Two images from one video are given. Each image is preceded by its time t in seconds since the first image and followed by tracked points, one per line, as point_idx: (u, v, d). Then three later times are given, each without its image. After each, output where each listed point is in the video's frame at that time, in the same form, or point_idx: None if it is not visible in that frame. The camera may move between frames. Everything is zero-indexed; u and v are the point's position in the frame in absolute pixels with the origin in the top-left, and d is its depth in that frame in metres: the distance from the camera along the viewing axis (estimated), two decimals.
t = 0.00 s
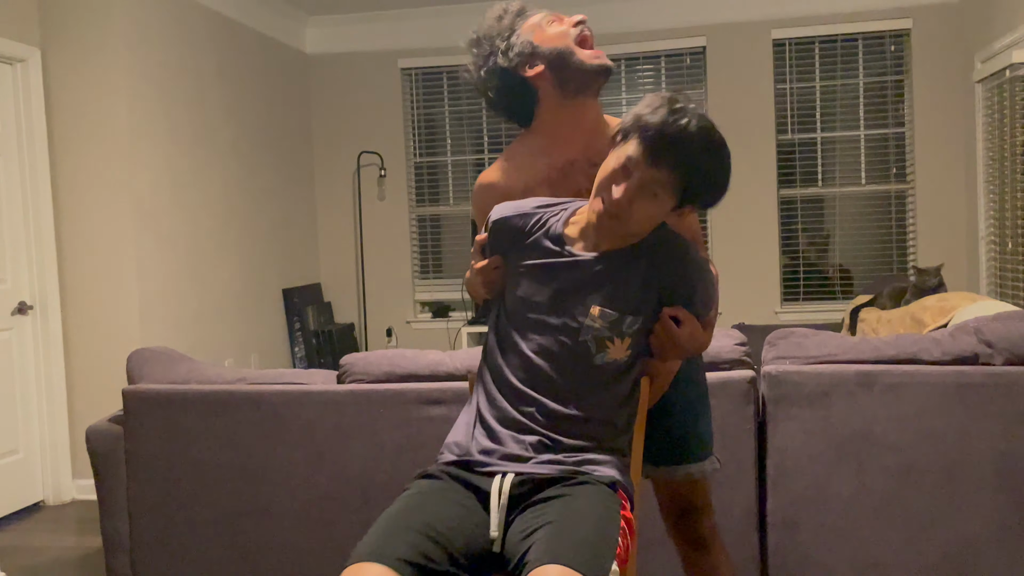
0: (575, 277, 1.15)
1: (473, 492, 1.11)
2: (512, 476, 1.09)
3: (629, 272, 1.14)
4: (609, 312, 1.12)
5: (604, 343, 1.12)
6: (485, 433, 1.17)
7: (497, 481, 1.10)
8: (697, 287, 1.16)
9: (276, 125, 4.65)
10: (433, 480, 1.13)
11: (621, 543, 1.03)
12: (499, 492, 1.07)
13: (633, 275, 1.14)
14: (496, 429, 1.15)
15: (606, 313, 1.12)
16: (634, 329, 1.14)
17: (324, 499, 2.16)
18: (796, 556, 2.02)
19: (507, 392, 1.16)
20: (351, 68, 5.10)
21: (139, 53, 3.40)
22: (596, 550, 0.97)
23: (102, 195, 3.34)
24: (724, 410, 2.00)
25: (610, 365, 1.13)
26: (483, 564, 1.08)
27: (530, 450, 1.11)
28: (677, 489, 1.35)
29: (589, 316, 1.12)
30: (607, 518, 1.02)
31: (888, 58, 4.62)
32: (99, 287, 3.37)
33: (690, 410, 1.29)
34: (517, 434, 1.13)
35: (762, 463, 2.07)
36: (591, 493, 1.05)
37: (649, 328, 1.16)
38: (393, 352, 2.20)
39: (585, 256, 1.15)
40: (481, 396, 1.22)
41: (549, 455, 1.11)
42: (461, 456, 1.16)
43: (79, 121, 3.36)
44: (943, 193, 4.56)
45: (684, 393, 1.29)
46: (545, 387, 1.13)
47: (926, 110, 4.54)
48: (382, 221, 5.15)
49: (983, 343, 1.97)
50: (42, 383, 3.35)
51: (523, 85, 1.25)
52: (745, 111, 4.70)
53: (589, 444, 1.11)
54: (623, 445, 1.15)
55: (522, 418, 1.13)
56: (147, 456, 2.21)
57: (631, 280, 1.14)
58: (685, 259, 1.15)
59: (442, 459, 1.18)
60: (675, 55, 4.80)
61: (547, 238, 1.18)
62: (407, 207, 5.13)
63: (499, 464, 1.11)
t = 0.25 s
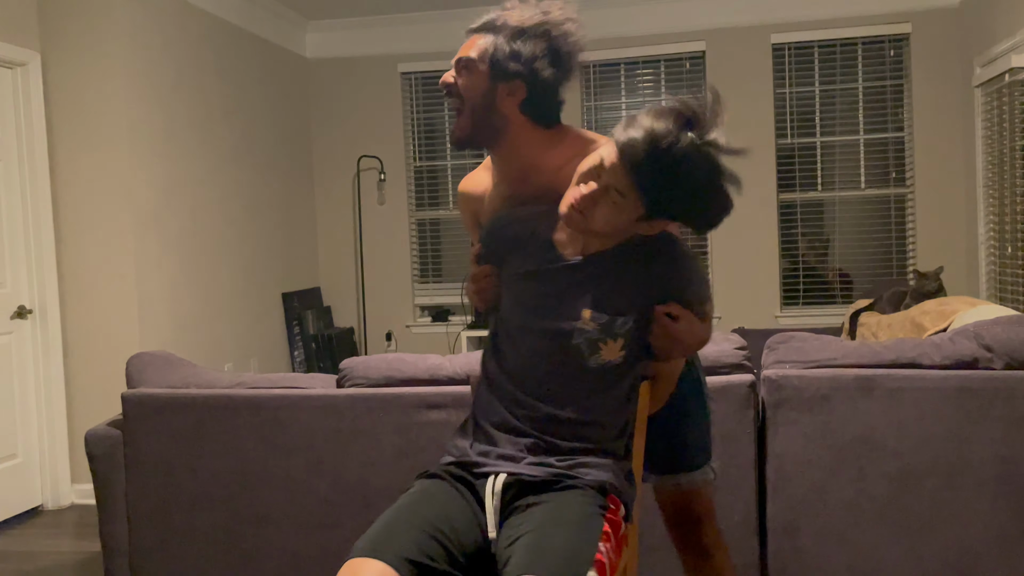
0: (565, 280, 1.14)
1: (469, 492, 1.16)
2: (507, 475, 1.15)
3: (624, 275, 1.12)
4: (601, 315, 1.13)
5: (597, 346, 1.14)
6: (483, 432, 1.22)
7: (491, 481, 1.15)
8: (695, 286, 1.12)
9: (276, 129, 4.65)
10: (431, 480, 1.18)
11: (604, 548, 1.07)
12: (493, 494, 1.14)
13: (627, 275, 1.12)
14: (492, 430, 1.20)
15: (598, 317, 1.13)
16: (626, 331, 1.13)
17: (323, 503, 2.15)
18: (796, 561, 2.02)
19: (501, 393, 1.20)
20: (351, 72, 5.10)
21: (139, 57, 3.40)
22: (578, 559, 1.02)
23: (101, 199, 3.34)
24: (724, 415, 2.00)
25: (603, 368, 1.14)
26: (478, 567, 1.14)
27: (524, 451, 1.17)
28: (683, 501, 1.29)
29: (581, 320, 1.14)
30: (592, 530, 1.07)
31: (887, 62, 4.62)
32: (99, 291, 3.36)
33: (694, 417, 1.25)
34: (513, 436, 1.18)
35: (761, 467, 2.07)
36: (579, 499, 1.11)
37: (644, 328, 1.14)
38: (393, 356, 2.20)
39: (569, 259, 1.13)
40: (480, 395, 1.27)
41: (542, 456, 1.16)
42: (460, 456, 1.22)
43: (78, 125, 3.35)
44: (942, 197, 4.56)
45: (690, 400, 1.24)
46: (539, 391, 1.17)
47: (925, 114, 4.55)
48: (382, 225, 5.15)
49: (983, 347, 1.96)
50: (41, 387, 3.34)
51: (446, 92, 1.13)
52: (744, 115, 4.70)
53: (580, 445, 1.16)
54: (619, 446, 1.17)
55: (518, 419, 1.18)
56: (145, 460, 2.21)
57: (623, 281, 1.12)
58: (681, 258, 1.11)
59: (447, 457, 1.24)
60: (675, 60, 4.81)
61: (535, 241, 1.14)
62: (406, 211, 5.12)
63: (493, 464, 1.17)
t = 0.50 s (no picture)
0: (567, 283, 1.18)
1: (467, 497, 1.16)
2: (506, 479, 1.14)
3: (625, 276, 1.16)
4: (604, 316, 1.16)
5: (598, 346, 1.16)
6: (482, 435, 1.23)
7: (491, 485, 1.15)
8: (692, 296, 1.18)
9: (275, 132, 4.65)
10: (428, 487, 1.18)
11: (607, 545, 1.07)
12: (492, 500, 1.13)
13: (631, 281, 1.16)
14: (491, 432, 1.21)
15: (602, 318, 1.16)
16: (628, 334, 1.17)
17: (322, 507, 2.15)
18: (795, 565, 2.02)
19: (501, 394, 1.21)
20: (350, 76, 5.11)
21: (138, 61, 3.40)
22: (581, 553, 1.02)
23: (100, 203, 3.34)
24: (723, 419, 2.00)
25: (605, 368, 1.17)
26: (476, 571, 1.13)
27: (524, 455, 1.17)
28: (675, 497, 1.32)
29: (584, 320, 1.17)
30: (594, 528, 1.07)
31: (886, 66, 4.62)
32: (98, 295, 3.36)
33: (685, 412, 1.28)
34: (514, 438, 1.19)
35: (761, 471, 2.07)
36: (582, 497, 1.10)
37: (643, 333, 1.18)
38: (392, 360, 2.19)
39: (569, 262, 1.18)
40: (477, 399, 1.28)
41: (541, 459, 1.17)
42: (459, 460, 1.22)
43: (78, 130, 3.36)
44: (942, 201, 4.56)
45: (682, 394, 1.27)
46: (540, 392, 1.18)
47: (924, 118, 4.56)
48: (381, 229, 5.15)
49: (982, 350, 1.96)
50: (40, 392, 3.34)
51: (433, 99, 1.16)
52: (744, 119, 4.70)
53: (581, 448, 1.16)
54: (618, 451, 1.18)
55: (519, 421, 1.19)
56: (144, 464, 2.20)
57: (624, 288, 1.16)
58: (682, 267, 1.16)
59: (444, 462, 1.24)
60: (674, 64, 4.82)
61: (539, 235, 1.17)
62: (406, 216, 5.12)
63: (493, 467, 1.17)
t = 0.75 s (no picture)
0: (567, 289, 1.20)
1: (470, 495, 1.18)
2: (508, 479, 1.17)
3: (622, 290, 1.18)
4: (603, 322, 1.18)
5: (599, 352, 1.18)
6: (481, 441, 1.25)
7: (494, 486, 1.17)
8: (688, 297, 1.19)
9: (274, 135, 4.66)
10: (433, 483, 1.19)
11: (604, 541, 1.06)
12: (496, 499, 1.16)
13: (630, 287, 1.18)
14: (492, 436, 1.23)
15: (601, 323, 1.18)
16: (626, 340, 1.19)
17: (321, 510, 2.15)
18: (795, 568, 2.01)
19: (500, 399, 1.23)
20: (350, 79, 5.11)
21: (136, 64, 3.40)
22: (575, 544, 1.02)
23: (99, 206, 3.34)
24: (723, 422, 2.00)
25: (604, 373, 1.18)
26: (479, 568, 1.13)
27: (526, 458, 1.20)
28: (670, 502, 1.31)
29: (585, 326, 1.18)
30: (590, 522, 1.07)
31: (885, 70, 4.63)
32: (97, 297, 3.36)
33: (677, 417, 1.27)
34: (516, 443, 1.21)
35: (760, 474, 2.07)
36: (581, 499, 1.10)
37: (640, 337, 1.20)
38: (391, 363, 2.19)
39: (569, 269, 1.19)
40: (479, 403, 1.30)
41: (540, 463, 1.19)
42: (459, 463, 1.23)
43: (78, 132, 3.36)
44: (940, 204, 4.57)
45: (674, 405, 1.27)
46: (541, 396, 1.20)
47: (923, 121, 4.56)
48: (380, 232, 5.15)
49: (981, 353, 1.96)
50: (38, 395, 3.34)
51: (454, 85, 1.17)
52: (743, 121, 4.71)
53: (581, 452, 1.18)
54: (616, 453, 1.20)
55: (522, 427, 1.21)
56: (143, 467, 2.20)
57: (623, 292, 1.18)
58: (681, 276, 1.18)
59: (443, 466, 1.25)
60: (673, 67, 4.82)
61: (540, 244, 1.19)
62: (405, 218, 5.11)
63: (492, 470, 1.19)
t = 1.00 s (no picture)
0: (563, 290, 1.19)
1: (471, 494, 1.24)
2: (507, 481, 1.22)
3: (621, 296, 1.18)
4: (602, 320, 1.18)
5: (597, 349, 1.19)
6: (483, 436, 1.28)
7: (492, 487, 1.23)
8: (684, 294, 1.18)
9: (275, 137, 4.66)
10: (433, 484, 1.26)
11: (597, 541, 1.12)
12: (494, 496, 1.22)
13: (626, 285, 1.17)
14: (493, 431, 1.26)
15: (598, 321, 1.18)
16: (623, 338, 1.19)
17: (321, 512, 2.15)
18: (796, 570, 2.01)
19: (501, 393, 1.24)
20: (350, 81, 5.11)
21: (136, 66, 3.40)
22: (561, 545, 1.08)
23: (100, 208, 3.34)
24: (723, 424, 2.00)
25: (601, 373, 1.19)
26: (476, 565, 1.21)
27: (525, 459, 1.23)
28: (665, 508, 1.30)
29: (583, 327, 1.18)
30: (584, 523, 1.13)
31: (885, 71, 4.63)
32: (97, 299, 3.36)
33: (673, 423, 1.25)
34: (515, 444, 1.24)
35: (761, 476, 2.07)
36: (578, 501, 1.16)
37: (640, 332, 1.19)
38: (391, 365, 2.19)
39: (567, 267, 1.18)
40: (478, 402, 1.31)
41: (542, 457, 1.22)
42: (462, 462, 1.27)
43: (78, 134, 3.36)
44: (940, 206, 4.57)
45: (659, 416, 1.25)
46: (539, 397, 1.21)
47: (922, 124, 4.57)
48: (380, 234, 5.15)
49: (981, 355, 1.96)
50: (38, 397, 3.33)
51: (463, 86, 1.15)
52: (743, 124, 4.71)
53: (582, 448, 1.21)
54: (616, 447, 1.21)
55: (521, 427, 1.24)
56: (143, 469, 2.20)
57: (619, 292, 1.18)
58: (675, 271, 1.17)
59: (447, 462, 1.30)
60: (673, 69, 4.83)
61: (537, 240, 1.18)
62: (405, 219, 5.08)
63: (494, 471, 1.23)
